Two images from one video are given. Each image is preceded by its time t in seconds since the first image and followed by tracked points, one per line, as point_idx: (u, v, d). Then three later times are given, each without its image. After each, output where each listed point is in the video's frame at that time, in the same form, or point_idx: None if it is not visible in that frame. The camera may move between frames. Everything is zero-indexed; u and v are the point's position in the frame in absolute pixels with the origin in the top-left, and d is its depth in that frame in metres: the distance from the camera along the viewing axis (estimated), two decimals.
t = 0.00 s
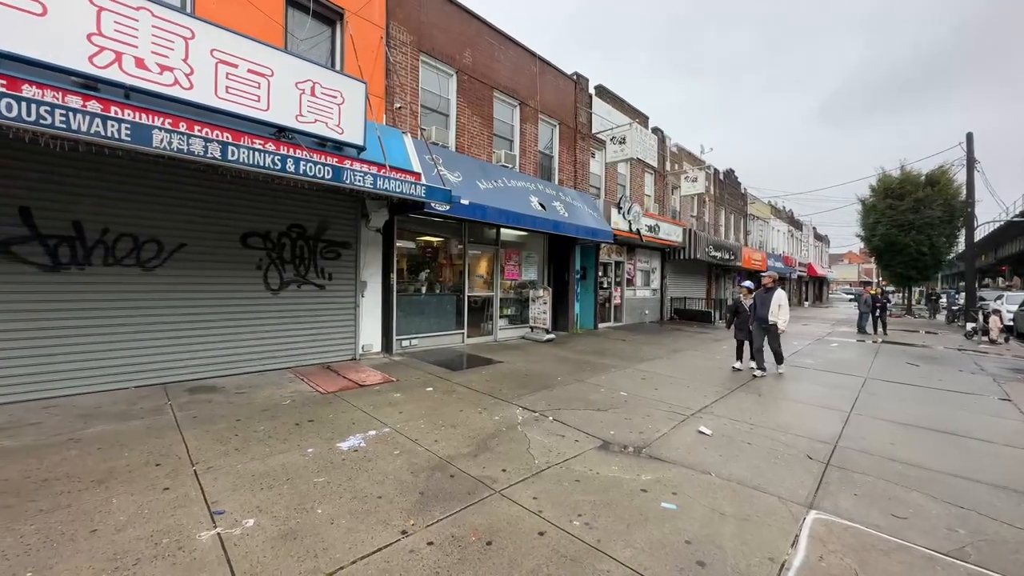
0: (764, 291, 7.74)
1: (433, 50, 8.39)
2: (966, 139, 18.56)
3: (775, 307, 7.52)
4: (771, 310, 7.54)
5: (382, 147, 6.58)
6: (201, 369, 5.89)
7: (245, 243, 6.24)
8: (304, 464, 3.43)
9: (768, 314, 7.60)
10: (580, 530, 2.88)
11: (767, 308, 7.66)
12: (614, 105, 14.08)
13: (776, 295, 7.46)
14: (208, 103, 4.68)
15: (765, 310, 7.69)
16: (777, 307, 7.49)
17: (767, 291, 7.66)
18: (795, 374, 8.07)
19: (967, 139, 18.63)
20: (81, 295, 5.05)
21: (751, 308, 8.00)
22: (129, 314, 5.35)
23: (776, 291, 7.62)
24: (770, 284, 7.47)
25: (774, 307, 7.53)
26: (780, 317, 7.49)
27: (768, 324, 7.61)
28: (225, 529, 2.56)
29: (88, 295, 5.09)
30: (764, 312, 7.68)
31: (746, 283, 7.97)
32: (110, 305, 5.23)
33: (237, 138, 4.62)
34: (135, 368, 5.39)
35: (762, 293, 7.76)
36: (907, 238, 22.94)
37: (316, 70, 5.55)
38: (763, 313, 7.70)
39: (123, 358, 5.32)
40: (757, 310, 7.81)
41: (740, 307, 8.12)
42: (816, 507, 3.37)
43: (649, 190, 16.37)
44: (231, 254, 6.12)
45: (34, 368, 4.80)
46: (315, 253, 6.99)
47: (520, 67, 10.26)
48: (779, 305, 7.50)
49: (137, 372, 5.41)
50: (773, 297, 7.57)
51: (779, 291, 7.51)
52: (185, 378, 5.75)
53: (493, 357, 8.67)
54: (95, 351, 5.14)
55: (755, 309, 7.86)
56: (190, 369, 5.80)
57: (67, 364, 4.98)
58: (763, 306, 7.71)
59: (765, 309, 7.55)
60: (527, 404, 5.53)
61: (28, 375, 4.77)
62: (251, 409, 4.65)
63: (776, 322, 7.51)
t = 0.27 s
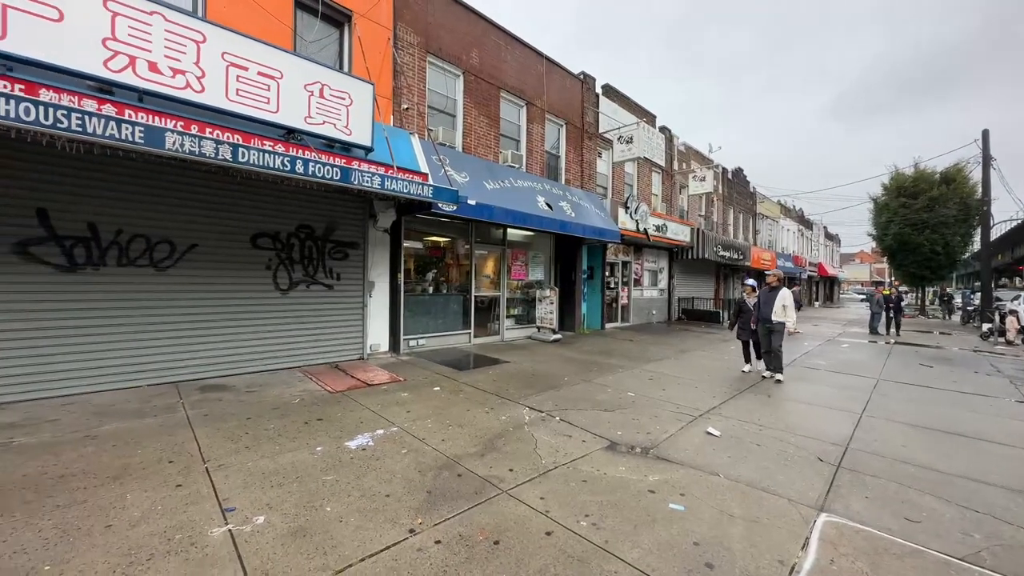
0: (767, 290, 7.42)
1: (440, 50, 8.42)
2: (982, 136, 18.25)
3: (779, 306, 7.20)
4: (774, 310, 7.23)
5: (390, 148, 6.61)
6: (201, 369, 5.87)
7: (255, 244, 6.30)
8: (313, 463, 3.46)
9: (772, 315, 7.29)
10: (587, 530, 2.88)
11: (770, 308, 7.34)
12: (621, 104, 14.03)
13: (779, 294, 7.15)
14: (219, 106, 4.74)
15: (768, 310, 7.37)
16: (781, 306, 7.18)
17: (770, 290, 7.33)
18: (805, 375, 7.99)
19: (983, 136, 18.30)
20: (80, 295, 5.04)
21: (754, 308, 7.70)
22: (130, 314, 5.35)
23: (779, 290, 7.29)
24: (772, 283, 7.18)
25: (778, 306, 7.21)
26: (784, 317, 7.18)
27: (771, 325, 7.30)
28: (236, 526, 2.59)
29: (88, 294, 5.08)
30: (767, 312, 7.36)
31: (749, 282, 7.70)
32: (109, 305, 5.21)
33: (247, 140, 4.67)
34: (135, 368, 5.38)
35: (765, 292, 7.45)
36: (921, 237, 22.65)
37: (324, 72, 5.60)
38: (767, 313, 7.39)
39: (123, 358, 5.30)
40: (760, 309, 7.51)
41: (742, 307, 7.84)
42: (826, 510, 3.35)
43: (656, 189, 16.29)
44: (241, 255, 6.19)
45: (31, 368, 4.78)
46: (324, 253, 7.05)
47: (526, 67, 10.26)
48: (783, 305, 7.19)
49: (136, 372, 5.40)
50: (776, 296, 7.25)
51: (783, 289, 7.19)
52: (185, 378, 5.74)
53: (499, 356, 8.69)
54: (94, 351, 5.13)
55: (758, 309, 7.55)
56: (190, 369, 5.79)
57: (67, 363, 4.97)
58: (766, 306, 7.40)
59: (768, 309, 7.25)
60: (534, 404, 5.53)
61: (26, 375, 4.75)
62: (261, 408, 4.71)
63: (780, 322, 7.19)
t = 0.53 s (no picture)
0: (770, 292, 7.31)
1: (443, 50, 8.42)
2: (991, 134, 18.09)
3: (781, 308, 7.08)
4: (776, 311, 7.12)
5: (393, 148, 6.63)
6: (195, 369, 5.82)
7: (259, 244, 6.33)
8: (316, 461, 3.48)
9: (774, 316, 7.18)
10: (589, 530, 2.88)
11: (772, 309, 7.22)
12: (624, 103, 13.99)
13: (782, 296, 7.03)
14: (223, 106, 4.76)
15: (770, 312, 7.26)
16: (784, 308, 7.06)
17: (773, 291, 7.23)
18: (809, 375, 7.96)
19: (991, 134, 18.14)
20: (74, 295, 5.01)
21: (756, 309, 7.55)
22: (125, 314, 5.32)
23: (782, 292, 7.18)
24: (776, 284, 7.04)
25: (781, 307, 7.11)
26: (785, 319, 7.07)
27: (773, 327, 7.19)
28: (240, 524, 2.61)
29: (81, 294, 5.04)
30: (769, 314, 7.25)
31: (751, 282, 7.55)
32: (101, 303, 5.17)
33: (251, 140, 4.69)
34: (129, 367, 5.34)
35: (768, 293, 7.33)
36: (928, 236, 22.52)
37: (327, 72, 5.61)
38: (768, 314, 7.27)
39: (116, 358, 5.26)
40: (762, 311, 7.39)
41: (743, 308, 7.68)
42: (830, 511, 3.33)
43: (660, 189, 16.25)
44: (245, 254, 6.22)
45: (23, 368, 4.74)
46: (327, 253, 7.07)
47: (529, 67, 10.25)
48: (785, 307, 7.07)
49: (130, 371, 5.36)
50: (779, 298, 7.14)
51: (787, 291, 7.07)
52: (180, 378, 5.69)
53: (502, 356, 8.70)
54: (85, 351, 5.08)
55: (760, 310, 7.44)
56: (185, 368, 5.74)
57: (60, 363, 4.94)
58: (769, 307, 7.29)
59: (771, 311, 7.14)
60: (536, 404, 5.53)
61: (17, 375, 4.71)
62: (264, 407, 4.73)
63: (782, 325, 7.09)
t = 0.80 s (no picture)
0: (766, 289, 7.26)
1: (442, 49, 8.42)
2: (991, 133, 18.10)
3: (777, 305, 7.03)
4: (772, 309, 7.07)
5: (392, 147, 6.62)
6: (186, 369, 5.76)
7: (258, 243, 6.33)
8: (315, 460, 3.48)
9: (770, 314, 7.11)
10: (587, 529, 2.89)
11: (768, 307, 7.15)
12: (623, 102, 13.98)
13: (778, 292, 6.98)
14: (221, 105, 4.75)
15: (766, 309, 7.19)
16: (780, 305, 7.01)
17: (769, 289, 7.17)
18: (808, 374, 7.97)
19: (991, 133, 18.15)
20: (63, 295, 4.96)
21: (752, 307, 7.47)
22: (118, 313, 5.28)
23: (778, 290, 7.14)
24: (773, 281, 6.98)
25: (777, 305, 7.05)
26: (782, 316, 7.00)
27: (769, 325, 7.11)
28: (237, 523, 2.61)
29: (71, 295, 4.99)
30: (765, 311, 7.18)
31: (749, 279, 7.48)
32: (91, 303, 5.11)
33: (249, 139, 4.69)
34: (121, 367, 5.30)
35: (764, 291, 7.28)
36: (928, 235, 22.55)
37: (326, 71, 5.60)
38: (765, 312, 7.19)
39: (106, 358, 5.21)
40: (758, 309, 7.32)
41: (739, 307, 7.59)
42: (828, 510, 3.34)
43: (660, 188, 16.24)
44: (244, 254, 6.22)
45: (14, 368, 4.70)
46: (326, 252, 7.07)
47: (528, 65, 10.24)
48: (782, 304, 7.02)
49: (121, 371, 5.31)
50: (775, 295, 7.09)
51: (783, 288, 7.04)
52: (173, 378, 5.65)
53: (501, 355, 8.71)
54: (79, 350, 5.05)
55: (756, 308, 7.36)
56: (177, 368, 5.70)
57: (51, 363, 4.90)
58: (765, 305, 7.22)
59: (767, 308, 7.07)
60: (535, 403, 5.54)
61: (8, 375, 4.67)
62: (263, 406, 4.73)
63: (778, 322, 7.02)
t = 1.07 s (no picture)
0: (758, 289, 7.16)
1: (441, 47, 8.40)
2: (992, 131, 18.11)
3: (770, 305, 6.92)
4: (764, 308, 6.96)
5: (390, 145, 6.61)
6: (178, 369, 5.72)
7: (256, 242, 6.32)
8: (312, 459, 3.49)
9: (762, 314, 7.00)
10: (584, 528, 2.89)
11: (760, 307, 7.04)
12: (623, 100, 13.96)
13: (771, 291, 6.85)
14: (219, 104, 4.75)
15: (758, 309, 7.09)
16: (772, 305, 6.90)
17: (761, 288, 7.07)
18: (807, 373, 7.98)
19: (991, 131, 18.15)
20: (55, 295, 4.92)
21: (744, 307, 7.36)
22: (110, 313, 5.24)
23: (770, 289, 7.04)
24: (765, 280, 6.87)
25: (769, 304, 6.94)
26: (774, 316, 6.89)
27: (761, 325, 7.00)
28: (234, 522, 2.61)
29: (64, 294, 4.96)
30: (757, 312, 7.07)
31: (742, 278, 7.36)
32: (81, 302, 5.06)
33: (247, 138, 4.69)
34: (112, 367, 5.25)
35: (756, 290, 7.17)
36: (929, 233, 22.55)
37: (324, 70, 5.60)
38: (757, 312, 7.08)
39: (95, 358, 5.15)
40: (750, 309, 7.21)
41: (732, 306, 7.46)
42: (825, 509, 3.35)
43: (659, 186, 16.23)
44: (243, 253, 6.21)
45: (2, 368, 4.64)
46: (325, 251, 7.06)
47: (528, 64, 10.23)
48: (774, 303, 6.91)
49: (113, 371, 5.27)
50: (768, 294, 6.99)
51: (775, 287, 6.94)
52: (164, 378, 5.60)
53: (501, 354, 8.71)
54: (70, 350, 5.01)
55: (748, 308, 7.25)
56: (168, 368, 5.64)
57: (41, 363, 4.85)
58: (756, 305, 7.11)
59: (759, 308, 6.97)
60: (534, 402, 5.54)
61: None
62: (262, 405, 4.74)
63: (770, 322, 6.91)
